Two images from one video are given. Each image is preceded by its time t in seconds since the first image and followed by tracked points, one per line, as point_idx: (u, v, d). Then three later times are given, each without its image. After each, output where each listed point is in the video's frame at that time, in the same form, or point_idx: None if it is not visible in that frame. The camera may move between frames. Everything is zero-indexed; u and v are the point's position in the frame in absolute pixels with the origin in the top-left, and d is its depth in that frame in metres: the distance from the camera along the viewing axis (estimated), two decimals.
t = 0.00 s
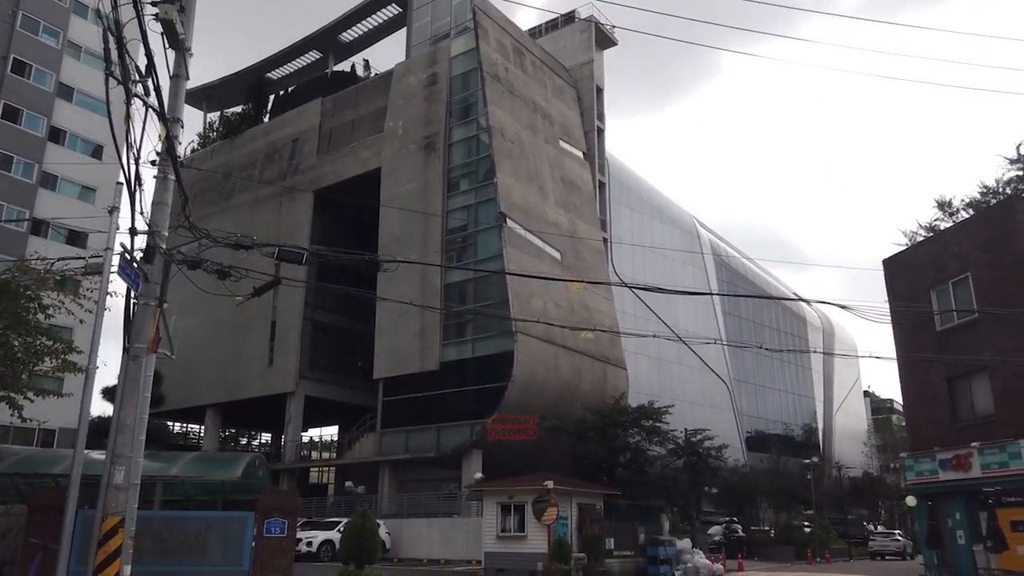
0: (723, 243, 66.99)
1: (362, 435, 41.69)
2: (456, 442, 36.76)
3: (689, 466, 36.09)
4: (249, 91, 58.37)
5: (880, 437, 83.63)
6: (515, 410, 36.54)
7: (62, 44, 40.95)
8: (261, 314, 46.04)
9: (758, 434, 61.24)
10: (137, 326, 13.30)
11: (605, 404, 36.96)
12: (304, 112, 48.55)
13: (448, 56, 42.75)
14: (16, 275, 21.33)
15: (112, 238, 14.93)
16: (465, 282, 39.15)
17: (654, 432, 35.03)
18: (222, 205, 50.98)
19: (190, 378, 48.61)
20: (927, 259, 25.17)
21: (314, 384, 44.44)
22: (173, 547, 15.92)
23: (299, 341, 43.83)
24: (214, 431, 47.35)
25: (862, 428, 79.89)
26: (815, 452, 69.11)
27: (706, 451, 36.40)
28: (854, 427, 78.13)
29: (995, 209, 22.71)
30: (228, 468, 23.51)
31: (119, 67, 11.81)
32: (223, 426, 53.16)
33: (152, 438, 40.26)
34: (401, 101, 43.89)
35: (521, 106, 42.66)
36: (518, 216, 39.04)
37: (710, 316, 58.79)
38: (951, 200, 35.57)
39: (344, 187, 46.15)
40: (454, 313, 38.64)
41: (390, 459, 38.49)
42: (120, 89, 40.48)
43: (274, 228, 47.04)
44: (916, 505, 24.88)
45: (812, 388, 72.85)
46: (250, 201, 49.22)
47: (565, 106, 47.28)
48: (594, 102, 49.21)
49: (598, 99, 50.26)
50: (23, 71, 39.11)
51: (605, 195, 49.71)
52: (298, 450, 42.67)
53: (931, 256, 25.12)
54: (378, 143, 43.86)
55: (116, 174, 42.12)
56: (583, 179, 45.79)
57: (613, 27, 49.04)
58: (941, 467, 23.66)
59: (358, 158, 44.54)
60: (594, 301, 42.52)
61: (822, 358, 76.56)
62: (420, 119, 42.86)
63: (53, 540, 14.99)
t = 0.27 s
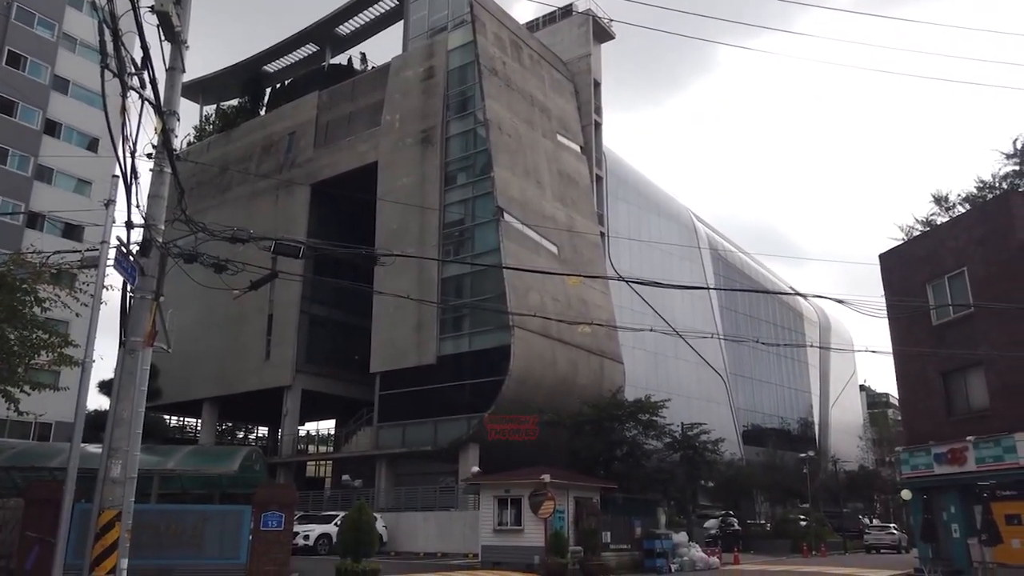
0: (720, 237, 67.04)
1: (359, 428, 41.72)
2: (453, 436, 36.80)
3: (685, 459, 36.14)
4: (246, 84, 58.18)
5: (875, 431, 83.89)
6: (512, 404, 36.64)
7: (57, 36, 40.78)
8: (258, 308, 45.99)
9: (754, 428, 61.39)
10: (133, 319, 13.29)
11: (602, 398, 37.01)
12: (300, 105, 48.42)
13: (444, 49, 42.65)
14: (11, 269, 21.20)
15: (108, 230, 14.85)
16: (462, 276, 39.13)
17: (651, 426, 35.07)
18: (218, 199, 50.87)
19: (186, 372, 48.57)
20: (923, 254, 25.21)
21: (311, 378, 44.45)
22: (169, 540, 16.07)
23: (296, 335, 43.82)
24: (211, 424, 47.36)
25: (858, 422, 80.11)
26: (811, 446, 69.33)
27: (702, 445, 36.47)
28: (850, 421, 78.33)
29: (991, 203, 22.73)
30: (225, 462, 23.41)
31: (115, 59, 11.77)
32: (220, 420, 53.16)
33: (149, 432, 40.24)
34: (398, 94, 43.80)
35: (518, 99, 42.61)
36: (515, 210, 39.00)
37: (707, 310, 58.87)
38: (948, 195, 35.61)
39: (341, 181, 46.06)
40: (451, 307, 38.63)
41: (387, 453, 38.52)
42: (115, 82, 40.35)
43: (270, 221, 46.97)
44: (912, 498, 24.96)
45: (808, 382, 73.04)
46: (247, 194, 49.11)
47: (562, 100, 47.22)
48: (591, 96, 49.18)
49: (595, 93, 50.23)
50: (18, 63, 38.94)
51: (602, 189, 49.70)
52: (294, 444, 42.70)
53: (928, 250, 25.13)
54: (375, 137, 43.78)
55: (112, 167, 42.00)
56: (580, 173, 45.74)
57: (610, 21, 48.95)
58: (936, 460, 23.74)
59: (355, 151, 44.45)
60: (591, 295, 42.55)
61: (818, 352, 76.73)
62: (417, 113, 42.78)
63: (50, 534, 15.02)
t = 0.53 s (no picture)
0: (720, 232, 67.03)
1: (359, 423, 41.78)
2: (452, 431, 36.86)
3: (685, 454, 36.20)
4: (245, 78, 58.06)
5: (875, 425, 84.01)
6: (512, 399, 36.73)
7: (56, 30, 40.69)
8: (258, 302, 45.98)
9: (753, 423, 61.49)
10: (133, 314, 13.29)
11: (601, 392, 37.04)
12: (299, 100, 48.32)
13: (444, 43, 42.56)
14: (11, 263, 21.13)
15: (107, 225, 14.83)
16: (461, 270, 39.11)
17: (650, 420, 35.09)
18: (217, 193, 50.83)
19: (186, 367, 48.61)
20: (922, 248, 25.21)
21: (310, 373, 44.50)
22: (170, 534, 16.10)
23: (296, 330, 43.85)
24: (210, 419, 47.43)
25: (858, 416, 80.21)
26: (810, 440, 69.44)
27: (702, 439, 36.51)
28: (849, 415, 78.46)
29: (992, 198, 22.70)
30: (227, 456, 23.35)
31: (113, 54, 11.73)
32: (220, 415, 53.22)
33: (149, 426, 40.30)
34: (397, 89, 43.73)
35: (518, 94, 42.56)
36: (514, 204, 38.97)
37: (706, 304, 58.89)
38: (948, 190, 35.61)
39: (340, 175, 46.01)
40: (451, 301, 38.64)
41: (387, 447, 38.60)
42: (114, 76, 40.28)
43: (270, 216, 46.96)
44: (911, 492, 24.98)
45: (808, 377, 73.11)
46: (246, 189, 49.06)
47: (562, 94, 47.14)
48: (591, 90, 49.12)
49: (595, 88, 50.17)
50: (16, 58, 38.86)
51: (602, 183, 49.66)
52: (294, 438, 42.77)
53: (928, 244, 25.11)
54: (375, 131, 43.72)
55: (111, 162, 41.96)
56: (579, 167, 45.71)
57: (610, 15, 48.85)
58: (935, 455, 23.76)
59: (354, 146, 44.39)
60: (591, 290, 42.56)
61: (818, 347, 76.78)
62: (416, 107, 42.72)
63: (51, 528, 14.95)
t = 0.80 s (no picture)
0: (720, 225, 67.00)
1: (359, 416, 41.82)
2: (453, 424, 36.87)
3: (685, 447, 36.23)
4: (245, 71, 57.92)
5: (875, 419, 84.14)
6: (513, 392, 36.84)
7: (55, 23, 40.61)
8: (258, 296, 45.95)
9: (752, 416, 61.58)
10: (133, 307, 13.27)
11: (601, 386, 37.05)
12: (299, 92, 48.20)
13: (444, 36, 42.47)
14: (11, 256, 21.11)
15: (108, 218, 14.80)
16: (461, 264, 39.08)
17: (650, 414, 35.07)
18: (217, 187, 50.77)
19: (187, 361, 48.62)
20: (923, 242, 25.20)
21: (310, 367, 44.54)
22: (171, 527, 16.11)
23: (296, 323, 43.85)
24: (211, 412, 47.48)
25: (858, 410, 80.30)
26: (810, 434, 69.55)
27: (702, 433, 36.53)
28: (848, 409, 78.56)
29: (993, 192, 22.67)
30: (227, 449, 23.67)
31: (113, 46, 11.71)
32: (220, 408, 53.28)
33: (150, 420, 40.35)
34: (397, 82, 43.64)
35: (519, 87, 42.49)
36: (514, 198, 38.94)
37: (707, 298, 58.90)
38: (949, 183, 35.58)
39: (340, 168, 45.91)
40: (451, 295, 38.64)
41: (387, 441, 38.63)
42: (113, 69, 40.21)
43: (270, 209, 46.93)
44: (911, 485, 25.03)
45: (808, 371, 73.17)
46: (246, 182, 49.00)
47: (563, 87, 47.04)
48: (592, 84, 49.05)
49: (596, 81, 50.08)
50: (15, 51, 38.80)
51: (602, 177, 49.61)
52: (295, 431, 42.83)
53: (928, 238, 25.08)
54: (375, 124, 43.64)
55: (111, 155, 41.92)
56: (580, 161, 45.65)
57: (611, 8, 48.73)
58: (935, 448, 23.80)
59: (354, 139, 44.32)
60: (591, 284, 42.55)
61: (818, 341, 76.85)
62: (416, 100, 42.64)
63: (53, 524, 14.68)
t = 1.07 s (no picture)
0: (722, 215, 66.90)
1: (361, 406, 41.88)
2: (454, 414, 36.92)
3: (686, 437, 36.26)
4: (245, 60, 57.69)
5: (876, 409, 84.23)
6: (514, 382, 36.87)
7: (55, 11, 40.48)
8: (260, 285, 45.93)
9: (753, 406, 61.63)
10: (135, 297, 13.23)
11: (603, 376, 37.05)
12: (300, 82, 48.04)
13: (445, 25, 42.29)
14: (12, 245, 21.06)
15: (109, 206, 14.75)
16: (463, 254, 39.03)
17: (652, 403, 35.06)
18: (218, 176, 50.68)
19: (188, 351, 48.66)
20: (926, 232, 25.11)
21: (312, 356, 44.59)
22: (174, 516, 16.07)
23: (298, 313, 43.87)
24: (213, 401, 47.56)
25: (858, 400, 80.38)
26: (811, 423, 69.65)
27: (703, 422, 36.57)
28: (849, 399, 78.57)
29: (996, 182, 22.59)
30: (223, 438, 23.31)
31: (113, 34, 11.63)
32: (222, 398, 53.35)
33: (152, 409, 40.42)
34: (398, 71, 43.49)
35: (520, 76, 42.34)
36: (515, 187, 38.86)
37: (708, 288, 58.87)
38: (952, 172, 35.44)
39: (341, 158, 45.80)
40: (453, 285, 38.63)
41: (389, 430, 38.67)
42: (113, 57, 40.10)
43: (271, 198, 46.87)
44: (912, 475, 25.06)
45: (809, 361, 73.21)
46: (247, 172, 48.91)
47: (564, 76, 46.87)
48: (593, 73, 48.88)
49: (598, 70, 49.90)
50: (15, 39, 38.68)
51: (603, 166, 49.50)
52: (296, 421, 42.91)
53: (931, 228, 25.02)
54: (376, 114, 43.50)
55: (111, 144, 41.85)
56: (581, 150, 45.54)
57: None
58: (936, 438, 23.83)
59: (355, 128, 44.20)
60: (593, 273, 42.52)
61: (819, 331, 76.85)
62: (417, 89, 42.52)
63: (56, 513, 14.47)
